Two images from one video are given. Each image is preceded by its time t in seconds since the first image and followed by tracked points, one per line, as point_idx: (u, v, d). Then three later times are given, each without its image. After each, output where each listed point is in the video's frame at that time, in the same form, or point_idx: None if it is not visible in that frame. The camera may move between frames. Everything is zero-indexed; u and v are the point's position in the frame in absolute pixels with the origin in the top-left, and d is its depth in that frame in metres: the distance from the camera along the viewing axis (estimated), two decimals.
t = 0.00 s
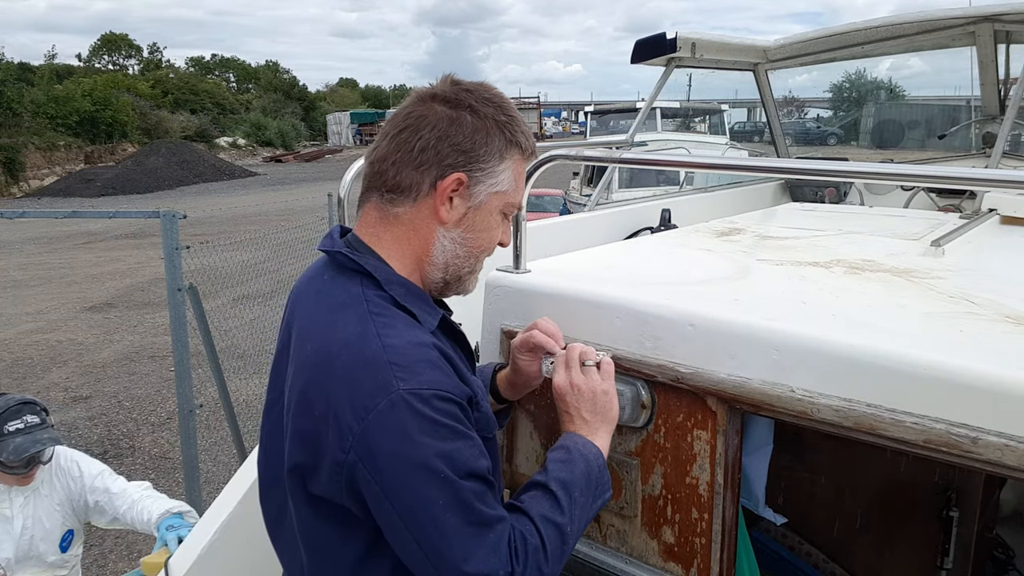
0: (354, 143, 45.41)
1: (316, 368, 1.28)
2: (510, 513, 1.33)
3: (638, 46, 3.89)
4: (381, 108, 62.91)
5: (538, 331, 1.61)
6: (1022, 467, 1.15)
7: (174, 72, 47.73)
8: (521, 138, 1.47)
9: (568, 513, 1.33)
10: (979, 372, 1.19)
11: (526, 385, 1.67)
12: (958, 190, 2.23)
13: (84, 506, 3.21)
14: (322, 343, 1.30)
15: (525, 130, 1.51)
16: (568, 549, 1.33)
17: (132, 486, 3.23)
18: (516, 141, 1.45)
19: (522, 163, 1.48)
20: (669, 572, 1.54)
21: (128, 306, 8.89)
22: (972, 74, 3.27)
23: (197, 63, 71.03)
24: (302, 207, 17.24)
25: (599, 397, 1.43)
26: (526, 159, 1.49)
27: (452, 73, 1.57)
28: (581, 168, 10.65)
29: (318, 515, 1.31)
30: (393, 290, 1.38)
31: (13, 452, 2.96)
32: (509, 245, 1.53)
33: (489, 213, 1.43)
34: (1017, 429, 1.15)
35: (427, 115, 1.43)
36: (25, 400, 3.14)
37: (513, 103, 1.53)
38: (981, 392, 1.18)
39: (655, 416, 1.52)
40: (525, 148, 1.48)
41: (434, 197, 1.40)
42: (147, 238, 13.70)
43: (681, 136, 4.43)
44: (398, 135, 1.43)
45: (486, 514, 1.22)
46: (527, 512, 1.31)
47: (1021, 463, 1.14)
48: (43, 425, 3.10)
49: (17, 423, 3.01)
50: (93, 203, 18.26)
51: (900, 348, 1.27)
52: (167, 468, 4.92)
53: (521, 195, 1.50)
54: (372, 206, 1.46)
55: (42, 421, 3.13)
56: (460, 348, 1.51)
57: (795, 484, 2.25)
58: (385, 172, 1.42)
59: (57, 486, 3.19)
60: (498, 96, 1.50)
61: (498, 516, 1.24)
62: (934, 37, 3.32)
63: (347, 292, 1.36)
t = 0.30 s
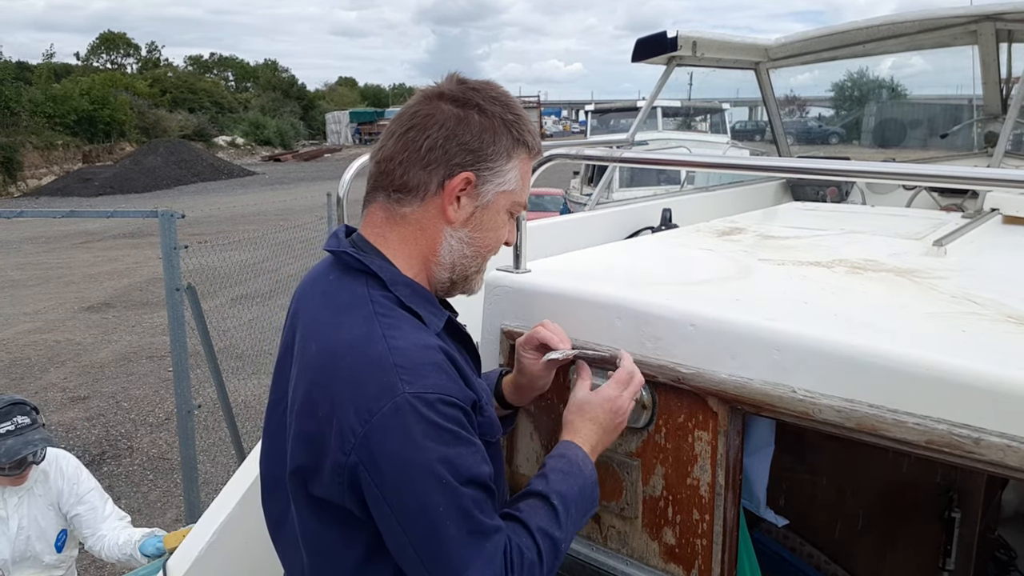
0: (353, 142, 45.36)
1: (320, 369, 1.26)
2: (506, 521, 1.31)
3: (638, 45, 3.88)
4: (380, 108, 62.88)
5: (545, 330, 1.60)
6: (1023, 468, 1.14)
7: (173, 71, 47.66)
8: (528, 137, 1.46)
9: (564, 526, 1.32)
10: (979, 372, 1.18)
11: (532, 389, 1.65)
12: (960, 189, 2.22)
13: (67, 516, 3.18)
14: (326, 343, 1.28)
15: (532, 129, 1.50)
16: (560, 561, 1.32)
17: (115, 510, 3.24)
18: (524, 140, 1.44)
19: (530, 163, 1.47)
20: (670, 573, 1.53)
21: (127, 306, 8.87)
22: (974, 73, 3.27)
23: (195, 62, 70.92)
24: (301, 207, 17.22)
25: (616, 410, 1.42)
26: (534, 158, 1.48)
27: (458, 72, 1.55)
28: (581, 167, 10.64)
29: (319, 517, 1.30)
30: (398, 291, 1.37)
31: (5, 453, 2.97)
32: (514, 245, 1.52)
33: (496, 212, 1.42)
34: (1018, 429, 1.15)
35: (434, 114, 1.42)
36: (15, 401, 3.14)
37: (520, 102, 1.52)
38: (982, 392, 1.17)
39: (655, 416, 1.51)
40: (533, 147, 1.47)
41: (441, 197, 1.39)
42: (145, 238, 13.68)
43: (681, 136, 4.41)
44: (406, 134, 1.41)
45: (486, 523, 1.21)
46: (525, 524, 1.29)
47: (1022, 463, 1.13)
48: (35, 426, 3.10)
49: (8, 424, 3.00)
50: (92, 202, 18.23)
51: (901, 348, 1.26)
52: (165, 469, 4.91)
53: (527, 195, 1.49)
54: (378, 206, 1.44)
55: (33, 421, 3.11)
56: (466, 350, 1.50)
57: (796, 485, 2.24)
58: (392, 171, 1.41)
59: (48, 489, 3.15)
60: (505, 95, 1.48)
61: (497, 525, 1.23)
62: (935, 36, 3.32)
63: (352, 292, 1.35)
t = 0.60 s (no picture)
0: (353, 142, 45.34)
1: (325, 371, 1.26)
2: (521, 519, 1.30)
3: (639, 45, 3.88)
4: (380, 108, 62.91)
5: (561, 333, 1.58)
6: None
7: (173, 71, 47.67)
8: (531, 135, 1.45)
9: (580, 520, 1.31)
10: (979, 372, 1.18)
11: (534, 390, 1.64)
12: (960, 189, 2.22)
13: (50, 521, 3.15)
14: (331, 345, 1.28)
15: (534, 127, 1.50)
16: (578, 558, 1.32)
17: (93, 529, 3.18)
18: (526, 138, 1.44)
19: (533, 160, 1.47)
20: (670, 573, 1.53)
21: (127, 306, 8.87)
22: (974, 73, 3.27)
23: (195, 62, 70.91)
24: (302, 207, 17.23)
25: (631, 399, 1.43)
26: (537, 155, 1.48)
27: (459, 71, 1.55)
28: (581, 167, 10.64)
29: (325, 520, 1.29)
30: (403, 291, 1.36)
31: (13, 452, 2.96)
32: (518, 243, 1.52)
33: (500, 211, 1.42)
34: (1018, 430, 1.14)
35: (436, 114, 1.41)
36: (25, 399, 3.10)
37: (521, 100, 1.51)
38: (981, 392, 1.17)
39: (655, 416, 1.51)
40: (535, 145, 1.47)
41: (446, 197, 1.39)
42: (146, 238, 13.68)
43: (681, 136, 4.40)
44: (408, 134, 1.41)
45: (497, 521, 1.21)
46: (539, 519, 1.29)
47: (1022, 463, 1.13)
48: (41, 425, 3.07)
49: (15, 422, 2.98)
50: (91, 202, 18.23)
51: (901, 348, 1.26)
52: (165, 469, 4.91)
53: (530, 193, 1.49)
54: (382, 207, 1.44)
55: (40, 421, 3.08)
56: (470, 351, 1.49)
57: (796, 486, 2.24)
58: (396, 172, 1.40)
59: (45, 490, 3.16)
60: (506, 93, 1.48)
61: (508, 524, 1.23)
62: (936, 36, 3.32)
63: (356, 293, 1.35)
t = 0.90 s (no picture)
0: (353, 142, 45.34)
1: (329, 376, 1.25)
2: (522, 515, 1.31)
3: (638, 45, 3.88)
4: (380, 108, 62.92)
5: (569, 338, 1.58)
6: None
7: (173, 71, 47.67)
8: (532, 135, 1.45)
9: (581, 516, 1.32)
10: (979, 373, 1.18)
11: (533, 390, 1.64)
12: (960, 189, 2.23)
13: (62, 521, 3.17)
14: (335, 349, 1.28)
15: (534, 127, 1.50)
16: (579, 551, 1.33)
17: (108, 523, 3.17)
18: (527, 138, 1.44)
19: (534, 161, 1.47)
20: (670, 573, 1.53)
21: (126, 306, 8.87)
22: (974, 73, 3.27)
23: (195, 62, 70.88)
24: (302, 207, 17.23)
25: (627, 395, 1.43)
26: (538, 155, 1.48)
27: (459, 72, 1.55)
28: (581, 167, 10.64)
29: (329, 524, 1.29)
30: (406, 294, 1.37)
31: (21, 451, 2.97)
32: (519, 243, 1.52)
33: (502, 212, 1.42)
34: (1018, 430, 1.14)
35: (436, 115, 1.41)
36: (32, 398, 3.13)
37: (521, 100, 1.51)
38: (982, 392, 1.17)
39: (655, 416, 1.51)
40: (536, 145, 1.47)
41: (447, 198, 1.39)
42: (146, 238, 13.69)
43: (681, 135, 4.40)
44: (409, 136, 1.41)
45: (504, 521, 1.21)
46: (541, 517, 1.29)
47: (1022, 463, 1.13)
48: (49, 425, 3.09)
49: (24, 421, 3.00)
50: (92, 202, 18.23)
51: (901, 348, 1.26)
52: (165, 469, 4.91)
53: (531, 194, 1.49)
54: (382, 208, 1.44)
55: (49, 420, 3.11)
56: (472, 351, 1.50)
57: (796, 485, 2.24)
58: (397, 173, 1.40)
59: (50, 487, 3.16)
60: (507, 93, 1.48)
61: (514, 523, 1.23)
62: (936, 36, 3.32)
63: (359, 296, 1.35)
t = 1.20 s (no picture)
0: (354, 142, 45.34)
1: (334, 376, 1.25)
2: (522, 510, 1.31)
3: (638, 45, 3.88)
4: (380, 107, 62.91)
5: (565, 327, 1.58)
6: None
7: (173, 71, 47.65)
8: (530, 133, 1.46)
9: (579, 510, 1.33)
10: (980, 373, 1.18)
11: (533, 388, 1.64)
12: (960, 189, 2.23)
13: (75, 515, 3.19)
14: (339, 349, 1.28)
15: (533, 125, 1.50)
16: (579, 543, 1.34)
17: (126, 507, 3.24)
18: (525, 135, 1.44)
19: (532, 158, 1.47)
20: (670, 572, 1.53)
21: (126, 306, 8.87)
22: (974, 73, 3.27)
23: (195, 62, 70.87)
24: (302, 207, 17.23)
25: (609, 396, 1.41)
26: (536, 153, 1.48)
27: (456, 71, 1.55)
28: (581, 168, 10.63)
29: (333, 524, 1.29)
30: (408, 293, 1.37)
31: (22, 462, 2.95)
32: (517, 241, 1.52)
33: (500, 210, 1.42)
34: (1018, 430, 1.14)
35: (434, 113, 1.41)
36: (36, 405, 3.11)
37: (519, 98, 1.51)
38: (982, 392, 1.17)
39: (655, 416, 1.51)
40: (534, 143, 1.47)
41: (444, 195, 1.39)
42: (146, 238, 13.69)
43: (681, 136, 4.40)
44: (406, 134, 1.41)
45: (509, 516, 1.22)
46: (542, 511, 1.29)
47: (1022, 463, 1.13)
48: (50, 434, 3.06)
49: (26, 431, 2.98)
50: (92, 202, 18.23)
51: (902, 348, 1.26)
52: (165, 469, 4.91)
53: (530, 191, 1.49)
54: (381, 207, 1.44)
55: (52, 430, 3.08)
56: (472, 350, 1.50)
57: (796, 485, 2.25)
58: (394, 172, 1.40)
59: (51, 486, 3.15)
60: (505, 92, 1.48)
61: (518, 518, 1.24)
62: (936, 36, 3.32)
63: (362, 296, 1.35)
